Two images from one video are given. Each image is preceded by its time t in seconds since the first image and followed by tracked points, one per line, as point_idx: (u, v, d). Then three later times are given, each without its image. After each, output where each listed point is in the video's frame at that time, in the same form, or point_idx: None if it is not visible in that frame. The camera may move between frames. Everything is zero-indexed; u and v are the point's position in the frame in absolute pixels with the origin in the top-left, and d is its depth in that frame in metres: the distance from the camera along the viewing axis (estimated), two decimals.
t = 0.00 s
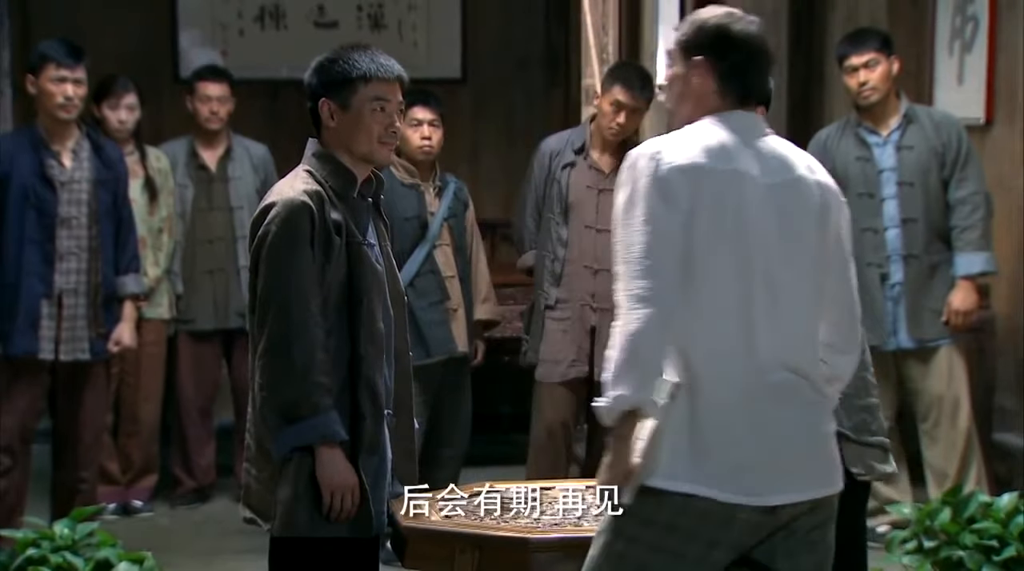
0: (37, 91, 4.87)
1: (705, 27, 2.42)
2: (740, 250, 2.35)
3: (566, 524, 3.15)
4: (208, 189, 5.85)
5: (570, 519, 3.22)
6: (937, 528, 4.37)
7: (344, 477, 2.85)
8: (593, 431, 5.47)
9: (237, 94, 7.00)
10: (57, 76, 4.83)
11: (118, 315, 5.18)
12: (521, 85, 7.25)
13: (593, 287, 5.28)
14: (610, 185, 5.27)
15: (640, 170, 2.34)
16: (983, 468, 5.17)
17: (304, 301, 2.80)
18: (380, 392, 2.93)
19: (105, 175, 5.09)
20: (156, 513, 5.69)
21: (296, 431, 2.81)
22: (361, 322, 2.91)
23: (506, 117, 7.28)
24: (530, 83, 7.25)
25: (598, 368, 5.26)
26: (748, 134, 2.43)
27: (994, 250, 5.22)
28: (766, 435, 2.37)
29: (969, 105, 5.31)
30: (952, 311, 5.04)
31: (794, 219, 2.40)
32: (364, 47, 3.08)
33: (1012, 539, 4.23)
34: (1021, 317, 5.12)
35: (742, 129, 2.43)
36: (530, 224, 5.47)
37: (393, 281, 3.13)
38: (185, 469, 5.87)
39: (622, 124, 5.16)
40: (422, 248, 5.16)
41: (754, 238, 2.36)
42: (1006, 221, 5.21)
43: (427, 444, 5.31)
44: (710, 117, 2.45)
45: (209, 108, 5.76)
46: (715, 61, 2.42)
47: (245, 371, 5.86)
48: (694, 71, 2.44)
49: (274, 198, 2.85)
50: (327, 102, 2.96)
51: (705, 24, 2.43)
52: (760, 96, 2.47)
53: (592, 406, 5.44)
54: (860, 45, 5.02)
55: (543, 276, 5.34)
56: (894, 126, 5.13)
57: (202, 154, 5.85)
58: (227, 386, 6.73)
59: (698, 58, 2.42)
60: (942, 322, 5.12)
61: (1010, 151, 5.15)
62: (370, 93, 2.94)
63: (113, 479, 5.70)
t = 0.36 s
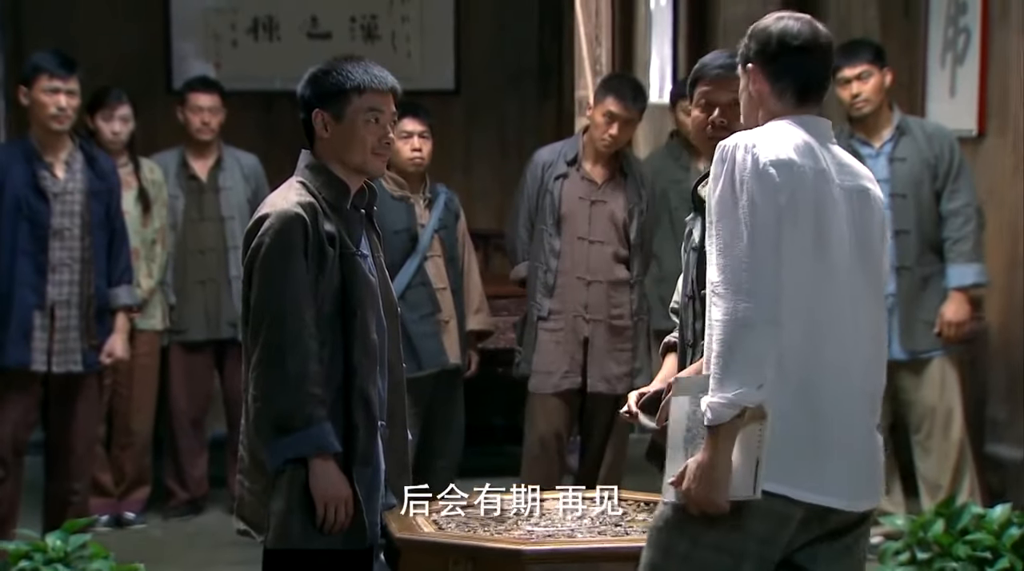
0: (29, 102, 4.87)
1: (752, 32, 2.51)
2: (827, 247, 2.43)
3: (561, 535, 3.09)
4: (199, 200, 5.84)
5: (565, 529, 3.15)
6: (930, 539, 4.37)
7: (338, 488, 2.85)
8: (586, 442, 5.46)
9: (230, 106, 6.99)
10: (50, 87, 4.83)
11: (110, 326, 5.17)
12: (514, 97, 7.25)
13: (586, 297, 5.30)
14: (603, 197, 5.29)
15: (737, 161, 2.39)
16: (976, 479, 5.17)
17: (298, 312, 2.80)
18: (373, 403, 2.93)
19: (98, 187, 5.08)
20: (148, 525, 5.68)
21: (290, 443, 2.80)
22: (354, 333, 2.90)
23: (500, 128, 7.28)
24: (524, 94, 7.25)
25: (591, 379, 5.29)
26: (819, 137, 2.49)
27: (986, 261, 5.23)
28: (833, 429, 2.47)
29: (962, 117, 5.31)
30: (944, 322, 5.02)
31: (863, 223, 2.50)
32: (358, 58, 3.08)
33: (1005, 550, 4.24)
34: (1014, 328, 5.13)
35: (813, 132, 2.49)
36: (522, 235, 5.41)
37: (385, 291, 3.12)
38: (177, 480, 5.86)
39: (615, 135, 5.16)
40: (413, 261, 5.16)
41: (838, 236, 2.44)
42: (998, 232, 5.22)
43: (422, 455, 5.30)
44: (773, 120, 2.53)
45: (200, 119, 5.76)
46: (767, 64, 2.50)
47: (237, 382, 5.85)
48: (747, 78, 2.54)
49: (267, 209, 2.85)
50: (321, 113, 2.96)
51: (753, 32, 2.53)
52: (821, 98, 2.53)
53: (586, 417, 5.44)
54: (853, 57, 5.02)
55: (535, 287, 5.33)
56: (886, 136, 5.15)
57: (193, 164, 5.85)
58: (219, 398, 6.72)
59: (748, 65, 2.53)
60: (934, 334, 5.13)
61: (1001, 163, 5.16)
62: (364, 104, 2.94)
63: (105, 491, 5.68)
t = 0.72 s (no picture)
0: (23, 111, 4.87)
1: (752, 45, 2.61)
2: (838, 261, 2.52)
3: (555, 545, 3.08)
4: (188, 209, 5.83)
5: (560, 539, 3.14)
6: (925, 549, 4.34)
7: (333, 499, 2.85)
8: (580, 452, 5.46)
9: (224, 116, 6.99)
10: (44, 96, 4.83)
11: (105, 336, 5.17)
12: (509, 106, 7.26)
13: (580, 307, 5.29)
14: (597, 207, 5.29)
15: (756, 172, 2.49)
16: (971, 488, 5.17)
17: (293, 323, 2.79)
18: (368, 413, 2.93)
19: (93, 197, 5.08)
20: (142, 535, 5.67)
21: (285, 454, 2.80)
22: (349, 343, 2.91)
23: (495, 138, 7.29)
24: (519, 104, 7.26)
25: (586, 389, 5.30)
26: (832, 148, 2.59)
27: (981, 271, 5.24)
28: (842, 439, 2.55)
29: (956, 127, 5.31)
30: (939, 332, 5.03)
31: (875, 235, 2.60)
32: (351, 67, 3.07)
33: (1000, 560, 4.24)
34: (1009, 338, 5.13)
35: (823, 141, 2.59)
36: (517, 245, 5.44)
37: (380, 300, 3.12)
38: (172, 491, 5.85)
39: (609, 145, 5.15)
40: (404, 271, 5.16)
41: (850, 251, 2.53)
42: (993, 242, 5.23)
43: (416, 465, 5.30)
44: (773, 129, 2.63)
45: (189, 128, 5.75)
46: (767, 77, 2.60)
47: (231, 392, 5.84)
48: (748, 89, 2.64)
49: (262, 220, 2.84)
50: (316, 122, 2.96)
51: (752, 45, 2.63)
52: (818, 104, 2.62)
53: (580, 427, 5.44)
54: (848, 67, 5.03)
55: (530, 297, 5.32)
56: (881, 147, 5.15)
57: (182, 173, 5.84)
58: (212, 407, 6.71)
59: (746, 77, 2.63)
60: (929, 343, 5.13)
61: (996, 172, 5.17)
62: (359, 114, 2.94)
63: (99, 501, 5.67)
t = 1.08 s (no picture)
0: (14, 117, 4.86)
1: (730, 53, 2.60)
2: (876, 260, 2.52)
3: (546, 552, 3.07)
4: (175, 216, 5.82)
5: (551, 546, 3.14)
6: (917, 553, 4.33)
7: (323, 506, 2.85)
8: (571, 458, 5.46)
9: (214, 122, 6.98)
10: (34, 102, 4.83)
11: (96, 343, 5.17)
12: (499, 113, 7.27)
13: (572, 313, 5.29)
14: (589, 214, 5.29)
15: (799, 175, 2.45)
16: (961, 494, 5.18)
17: (284, 330, 2.80)
18: (359, 420, 2.93)
19: (83, 203, 5.08)
20: (133, 542, 5.66)
21: (275, 461, 2.80)
22: (340, 350, 2.90)
23: (486, 144, 7.29)
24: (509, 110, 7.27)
25: (578, 396, 5.31)
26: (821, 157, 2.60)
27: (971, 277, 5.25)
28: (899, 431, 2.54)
29: (946, 134, 5.32)
30: (930, 338, 5.05)
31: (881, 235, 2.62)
32: (341, 73, 3.07)
33: (990, 566, 4.25)
34: (998, 343, 5.14)
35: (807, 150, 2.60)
36: (508, 252, 5.41)
37: (371, 307, 3.12)
38: (161, 497, 5.84)
39: (601, 152, 5.16)
40: (390, 277, 5.16)
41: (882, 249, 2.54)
42: (982, 248, 5.24)
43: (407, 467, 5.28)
44: (752, 140, 2.62)
45: (173, 134, 5.75)
46: (749, 87, 2.59)
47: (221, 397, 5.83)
48: (722, 101, 2.61)
49: (253, 226, 2.84)
50: (307, 129, 2.96)
51: (728, 54, 2.61)
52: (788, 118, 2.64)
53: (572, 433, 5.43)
54: (839, 74, 5.04)
55: (522, 303, 5.33)
56: (872, 154, 5.13)
57: (166, 180, 5.84)
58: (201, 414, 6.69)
59: (727, 87, 2.60)
60: (920, 349, 5.14)
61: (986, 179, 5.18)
62: (349, 120, 2.94)
63: (90, 508, 5.65)
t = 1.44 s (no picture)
0: (0, 120, 4.85)
1: (732, 56, 2.34)
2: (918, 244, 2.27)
3: (534, 555, 3.07)
4: (166, 219, 5.82)
5: (539, 549, 3.14)
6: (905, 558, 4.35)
7: (310, 510, 2.85)
8: (559, 461, 5.45)
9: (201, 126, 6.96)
10: (21, 105, 4.82)
11: (82, 347, 5.15)
12: (487, 116, 7.27)
13: (560, 317, 5.29)
14: (577, 217, 5.30)
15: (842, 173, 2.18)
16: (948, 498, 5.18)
17: (270, 335, 2.79)
18: (346, 424, 2.92)
19: (70, 207, 5.07)
20: (119, 546, 5.64)
21: (262, 465, 2.80)
22: (327, 354, 2.90)
23: (474, 149, 7.28)
24: (496, 114, 7.27)
25: (566, 399, 5.31)
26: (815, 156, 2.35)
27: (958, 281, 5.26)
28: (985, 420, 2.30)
29: (932, 138, 5.32)
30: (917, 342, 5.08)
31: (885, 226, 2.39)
32: (327, 77, 3.07)
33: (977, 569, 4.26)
34: (984, 347, 5.15)
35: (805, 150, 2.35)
36: (497, 254, 5.42)
37: (358, 310, 3.12)
38: (148, 500, 5.83)
39: (590, 156, 5.16)
40: (375, 282, 5.15)
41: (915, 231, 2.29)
42: (969, 251, 5.24)
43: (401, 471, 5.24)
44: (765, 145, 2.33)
45: (166, 136, 5.74)
46: (759, 92, 2.35)
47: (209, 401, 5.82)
48: (732, 107, 2.33)
49: (239, 230, 2.84)
50: (293, 133, 2.96)
51: (726, 57, 2.35)
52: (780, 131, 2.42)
53: (560, 438, 5.43)
54: (825, 78, 5.06)
55: (511, 307, 5.32)
56: (858, 156, 5.14)
57: (160, 183, 5.83)
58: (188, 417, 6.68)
59: (737, 91, 2.32)
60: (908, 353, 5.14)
61: (971, 184, 5.17)
62: (335, 123, 2.94)
63: (76, 512, 5.63)
